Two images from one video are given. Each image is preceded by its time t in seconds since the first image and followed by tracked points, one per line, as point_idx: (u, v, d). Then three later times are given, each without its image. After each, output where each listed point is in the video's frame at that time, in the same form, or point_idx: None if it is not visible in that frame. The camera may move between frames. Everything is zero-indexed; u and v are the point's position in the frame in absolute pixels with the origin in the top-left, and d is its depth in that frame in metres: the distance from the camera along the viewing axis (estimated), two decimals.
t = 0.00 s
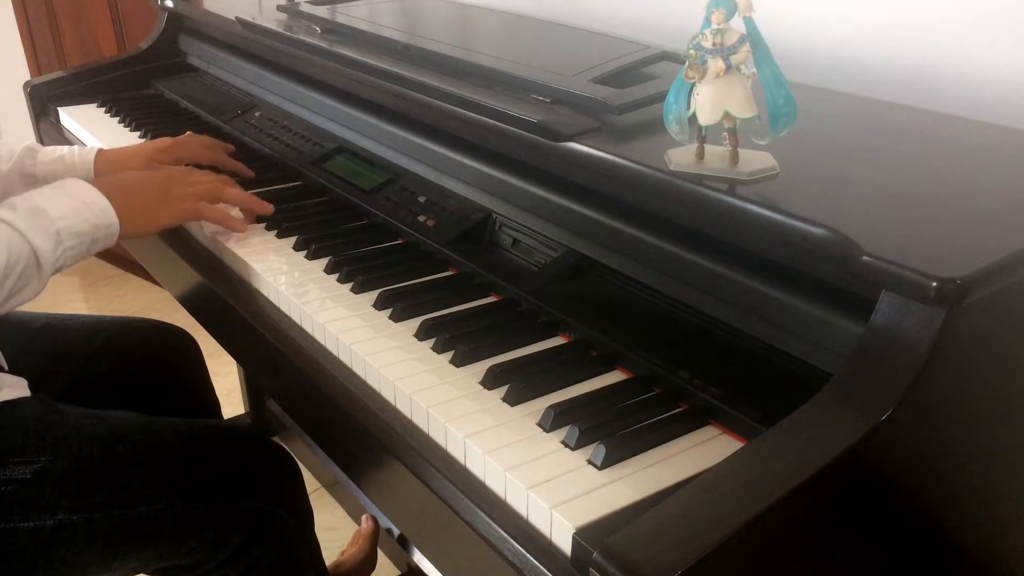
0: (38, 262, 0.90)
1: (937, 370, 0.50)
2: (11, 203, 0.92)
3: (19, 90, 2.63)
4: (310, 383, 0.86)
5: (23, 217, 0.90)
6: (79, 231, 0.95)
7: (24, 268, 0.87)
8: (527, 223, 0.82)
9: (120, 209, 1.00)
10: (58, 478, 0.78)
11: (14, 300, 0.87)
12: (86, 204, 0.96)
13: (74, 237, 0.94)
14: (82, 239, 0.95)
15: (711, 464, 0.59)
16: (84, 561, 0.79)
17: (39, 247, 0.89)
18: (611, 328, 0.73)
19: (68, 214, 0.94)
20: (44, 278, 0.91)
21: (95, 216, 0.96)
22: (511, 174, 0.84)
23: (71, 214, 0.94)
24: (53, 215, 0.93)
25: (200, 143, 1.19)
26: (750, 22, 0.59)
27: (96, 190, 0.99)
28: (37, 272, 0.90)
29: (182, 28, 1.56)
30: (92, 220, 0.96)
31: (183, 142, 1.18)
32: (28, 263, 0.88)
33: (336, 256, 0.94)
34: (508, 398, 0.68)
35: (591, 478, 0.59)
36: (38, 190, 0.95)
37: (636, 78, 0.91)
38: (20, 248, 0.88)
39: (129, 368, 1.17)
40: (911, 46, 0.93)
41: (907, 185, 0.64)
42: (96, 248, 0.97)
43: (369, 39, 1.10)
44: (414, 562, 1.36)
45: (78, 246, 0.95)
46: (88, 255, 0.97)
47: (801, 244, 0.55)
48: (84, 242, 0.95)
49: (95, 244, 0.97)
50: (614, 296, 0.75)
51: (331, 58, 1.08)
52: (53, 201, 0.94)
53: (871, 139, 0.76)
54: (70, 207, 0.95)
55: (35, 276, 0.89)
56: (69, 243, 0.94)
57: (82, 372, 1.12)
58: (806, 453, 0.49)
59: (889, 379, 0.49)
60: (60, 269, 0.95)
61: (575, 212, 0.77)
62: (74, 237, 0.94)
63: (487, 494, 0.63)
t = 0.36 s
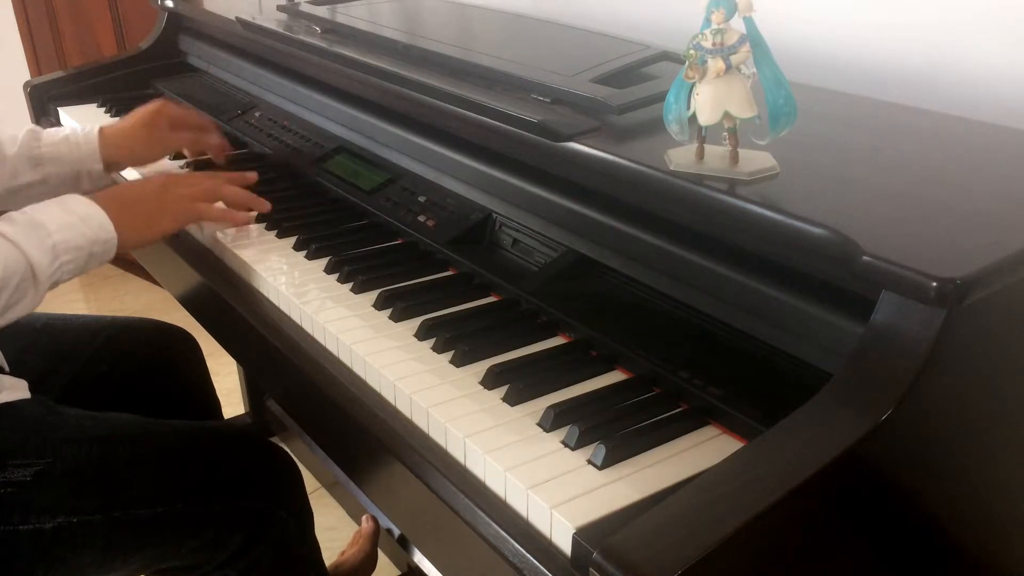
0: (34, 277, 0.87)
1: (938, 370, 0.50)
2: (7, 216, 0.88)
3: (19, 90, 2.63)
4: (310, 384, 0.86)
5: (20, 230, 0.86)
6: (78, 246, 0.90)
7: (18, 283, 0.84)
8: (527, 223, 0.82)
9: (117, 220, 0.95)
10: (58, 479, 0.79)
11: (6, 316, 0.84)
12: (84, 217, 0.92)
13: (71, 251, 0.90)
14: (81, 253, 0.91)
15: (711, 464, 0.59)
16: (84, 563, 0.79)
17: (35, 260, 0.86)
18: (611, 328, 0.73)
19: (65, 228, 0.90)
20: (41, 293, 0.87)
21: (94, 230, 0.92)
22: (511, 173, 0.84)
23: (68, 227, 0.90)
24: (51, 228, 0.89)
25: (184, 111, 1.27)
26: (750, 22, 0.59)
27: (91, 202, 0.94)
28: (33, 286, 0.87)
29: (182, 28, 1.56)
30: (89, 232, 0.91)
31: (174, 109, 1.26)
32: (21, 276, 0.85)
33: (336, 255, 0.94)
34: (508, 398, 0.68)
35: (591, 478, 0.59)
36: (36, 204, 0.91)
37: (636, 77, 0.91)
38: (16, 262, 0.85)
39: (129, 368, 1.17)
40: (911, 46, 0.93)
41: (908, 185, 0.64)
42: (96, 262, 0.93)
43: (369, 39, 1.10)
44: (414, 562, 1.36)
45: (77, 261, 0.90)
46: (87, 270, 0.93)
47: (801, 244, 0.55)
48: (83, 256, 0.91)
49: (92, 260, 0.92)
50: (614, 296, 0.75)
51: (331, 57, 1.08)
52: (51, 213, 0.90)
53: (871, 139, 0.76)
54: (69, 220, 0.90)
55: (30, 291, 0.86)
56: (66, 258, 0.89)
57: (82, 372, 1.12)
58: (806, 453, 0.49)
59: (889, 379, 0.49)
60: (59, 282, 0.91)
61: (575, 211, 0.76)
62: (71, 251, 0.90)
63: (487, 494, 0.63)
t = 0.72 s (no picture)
0: (39, 282, 0.89)
1: (938, 369, 0.50)
2: (14, 220, 0.90)
3: (19, 90, 2.64)
4: (310, 384, 0.86)
5: (26, 235, 0.89)
6: (82, 251, 0.93)
7: (25, 286, 0.86)
8: (527, 223, 0.82)
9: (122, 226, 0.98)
10: (58, 475, 0.79)
11: (12, 320, 0.85)
12: (89, 224, 0.94)
13: (77, 257, 0.92)
14: (86, 258, 0.93)
15: (711, 464, 0.59)
16: (85, 559, 0.79)
17: (40, 265, 0.88)
18: (611, 328, 0.73)
19: (71, 233, 0.92)
20: (44, 297, 0.89)
21: (99, 235, 0.94)
22: (511, 173, 0.84)
23: (74, 233, 0.92)
24: (57, 234, 0.91)
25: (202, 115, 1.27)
26: (750, 22, 0.59)
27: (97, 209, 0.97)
28: (38, 291, 0.89)
29: (181, 28, 1.56)
30: (96, 237, 0.94)
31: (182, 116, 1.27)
32: (28, 281, 0.87)
33: (336, 255, 0.94)
34: (508, 398, 0.68)
35: (591, 478, 0.59)
36: (42, 210, 0.93)
37: (636, 78, 0.91)
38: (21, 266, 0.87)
39: (129, 369, 1.17)
40: (911, 46, 0.93)
41: (908, 185, 0.64)
42: (101, 267, 0.96)
43: (369, 39, 1.10)
44: (414, 562, 1.36)
45: (81, 266, 0.93)
46: (90, 275, 0.95)
47: (801, 244, 0.55)
48: (87, 261, 0.93)
49: (97, 266, 0.95)
50: (614, 295, 0.75)
51: (331, 58, 1.08)
52: (57, 219, 0.93)
53: (871, 139, 0.76)
54: (74, 225, 0.93)
55: (35, 296, 0.88)
56: (71, 263, 0.92)
57: (82, 372, 1.12)
58: (806, 453, 0.49)
59: (889, 379, 0.49)
60: (62, 288, 0.93)
61: (574, 211, 0.76)
62: (76, 257, 0.92)
63: (487, 495, 0.63)
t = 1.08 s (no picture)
0: (49, 274, 0.90)
1: (938, 369, 0.50)
2: (26, 216, 0.92)
3: (19, 90, 2.64)
4: (310, 384, 0.86)
5: (37, 229, 0.90)
6: (92, 244, 0.94)
7: (35, 278, 0.87)
8: (527, 223, 0.82)
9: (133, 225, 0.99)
10: (58, 479, 0.78)
11: (22, 310, 0.87)
12: (100, 217, 0.96)
13: (85, 251, 0.94)
14: (95, 252, 0.94)
15: (711, 464, 0.59)
16: (85, 561, 0.79)
17: (50, 257, 0.89)
18: (611, 327, 0.73)
19: (81, 227, 0.94)
20: (55, 290, 0.90)
21: (108, 229, 0.96)
22: (511, 173, 0.84)
23: (83, 226, 0.94)
24: (67, 227, 0.93)
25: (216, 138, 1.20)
26: (750, 22, 0.59)
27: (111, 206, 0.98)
28: (48, 283, 0.90)
29: (181, 28, 1.56)
30: (105, 232, 0.95)
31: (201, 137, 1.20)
32: (38, 272, 0.88)
33: (336, 255, 0.94)
34: (508, 398, 0.68)
35: (591, 478, 0.59)
36: (54, 204, 0.95)
37: (636, 78, 0.91)
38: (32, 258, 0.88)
39: (129, 369, 1.17)
40: (912, 46, 0.93)
41: (908, 185, 0.64)
42: (110, 261, 0.97)
43: (369, 39, 1.10)
44: (414, 562, 1.36)
45: (89, 260, 0.94)
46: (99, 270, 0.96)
47: (801, 244, 0.55)
48: (96, 256, 0.95)
49: (107, 260, 0.96)
50: (614, 296, 0.75)
51: (331, 58, 1.08)
52: (68, 214, 0.94)
53: (871, 139, 0.76)
54: (83, 219, 0.94)
55: (45, 287, 0.89)
56: (80, 257, 0.93)
57: (82, 372, 1.12)
58: (805, 453, 0.48)
59: (889, 378, 0.49)
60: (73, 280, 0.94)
61: (574, 211, 0.76)
62: (86, 250, 0.94)
63: (487, 494, 0.63)
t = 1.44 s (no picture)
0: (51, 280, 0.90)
1: (938, 369, 0.50)
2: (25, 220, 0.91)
3: (19, 90, 2.64)
4: (310, 384, 0.86)
5: (37, 235, 0.90)
6: (92, 250, 0.94)
7: (36, 284, 0.88)
8: (527, 223, 0.82)
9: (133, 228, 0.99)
10: (58, 480, 0.78)
11: (23, 317, 0.87)
12: (99, 223, 0.95)
13: (87, 256, 0.93)
14: (96, 258, 0.94)
15: (711, 464, 0.59)
16: (85, 563, 0.79)
17: (50, 262, 0.89)
18: (611, 327, 0.73)
19: (81, 232, 0.94)
20: (57, 295, 0.90)
21: (108, 237, 0.96)
22: (511, 173, 0.84)
23: (84, 232, 0.93)
24: (67, 233, 0.92)
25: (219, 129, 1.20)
26: (750, 22, 0.58)
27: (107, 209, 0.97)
28: (49, 289, 0.90)
29: (182, 28, 1.56)
30: (105, 240, 0.95)
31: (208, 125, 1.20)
32: (39, 280, 0.88)
33: (336, 255, 0.94)
34: (508, 398, 0.68)
35: (591, 478, 0.59)
36: (53, 210, 0.94)
37: (636, 78, 0.91)
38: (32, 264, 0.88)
39: (129, 369, 1.17)
40: (912, 46, 0.92)
41: (908, 186, 0.64)
42: (111, 269, 0.97)
43: (369, 39, 1.10)
44: (414, 562, 1.36)
45: (92, 265, 0.94)
46: (100, 276, 0.96)
47: (801, 244, 0.55)
48: (97, 261, 0.94)
49: (108, 266, 0.96)
50: (614, 295, 0.76)
51: (331, 58, 1.08)
52: (66, 219, 0.94)
53: (871, 139, 0.76)
54: (84, 225, 0.94)
55: (47, 294, 0.89)
56: (82, 263, 0.93)
57: (82, 372, 1.12)
58: (805, 453, 0.48)
59: (888, 378, 0.49)
60: (74, 286, 0.94)
61: (574, 211, 0.76)
62: (86, 255, 0.93)
63: (487, 495, 0.63)
